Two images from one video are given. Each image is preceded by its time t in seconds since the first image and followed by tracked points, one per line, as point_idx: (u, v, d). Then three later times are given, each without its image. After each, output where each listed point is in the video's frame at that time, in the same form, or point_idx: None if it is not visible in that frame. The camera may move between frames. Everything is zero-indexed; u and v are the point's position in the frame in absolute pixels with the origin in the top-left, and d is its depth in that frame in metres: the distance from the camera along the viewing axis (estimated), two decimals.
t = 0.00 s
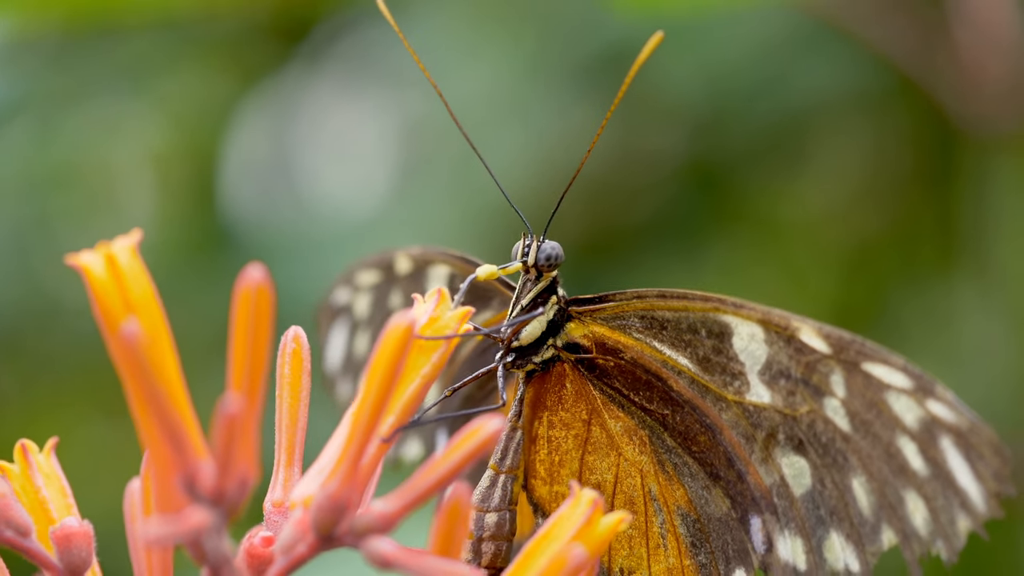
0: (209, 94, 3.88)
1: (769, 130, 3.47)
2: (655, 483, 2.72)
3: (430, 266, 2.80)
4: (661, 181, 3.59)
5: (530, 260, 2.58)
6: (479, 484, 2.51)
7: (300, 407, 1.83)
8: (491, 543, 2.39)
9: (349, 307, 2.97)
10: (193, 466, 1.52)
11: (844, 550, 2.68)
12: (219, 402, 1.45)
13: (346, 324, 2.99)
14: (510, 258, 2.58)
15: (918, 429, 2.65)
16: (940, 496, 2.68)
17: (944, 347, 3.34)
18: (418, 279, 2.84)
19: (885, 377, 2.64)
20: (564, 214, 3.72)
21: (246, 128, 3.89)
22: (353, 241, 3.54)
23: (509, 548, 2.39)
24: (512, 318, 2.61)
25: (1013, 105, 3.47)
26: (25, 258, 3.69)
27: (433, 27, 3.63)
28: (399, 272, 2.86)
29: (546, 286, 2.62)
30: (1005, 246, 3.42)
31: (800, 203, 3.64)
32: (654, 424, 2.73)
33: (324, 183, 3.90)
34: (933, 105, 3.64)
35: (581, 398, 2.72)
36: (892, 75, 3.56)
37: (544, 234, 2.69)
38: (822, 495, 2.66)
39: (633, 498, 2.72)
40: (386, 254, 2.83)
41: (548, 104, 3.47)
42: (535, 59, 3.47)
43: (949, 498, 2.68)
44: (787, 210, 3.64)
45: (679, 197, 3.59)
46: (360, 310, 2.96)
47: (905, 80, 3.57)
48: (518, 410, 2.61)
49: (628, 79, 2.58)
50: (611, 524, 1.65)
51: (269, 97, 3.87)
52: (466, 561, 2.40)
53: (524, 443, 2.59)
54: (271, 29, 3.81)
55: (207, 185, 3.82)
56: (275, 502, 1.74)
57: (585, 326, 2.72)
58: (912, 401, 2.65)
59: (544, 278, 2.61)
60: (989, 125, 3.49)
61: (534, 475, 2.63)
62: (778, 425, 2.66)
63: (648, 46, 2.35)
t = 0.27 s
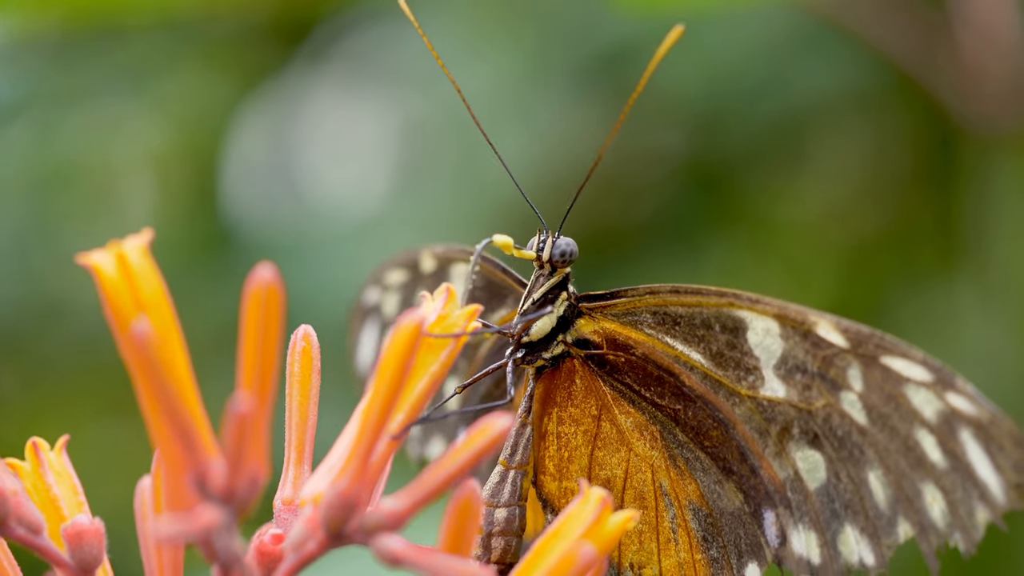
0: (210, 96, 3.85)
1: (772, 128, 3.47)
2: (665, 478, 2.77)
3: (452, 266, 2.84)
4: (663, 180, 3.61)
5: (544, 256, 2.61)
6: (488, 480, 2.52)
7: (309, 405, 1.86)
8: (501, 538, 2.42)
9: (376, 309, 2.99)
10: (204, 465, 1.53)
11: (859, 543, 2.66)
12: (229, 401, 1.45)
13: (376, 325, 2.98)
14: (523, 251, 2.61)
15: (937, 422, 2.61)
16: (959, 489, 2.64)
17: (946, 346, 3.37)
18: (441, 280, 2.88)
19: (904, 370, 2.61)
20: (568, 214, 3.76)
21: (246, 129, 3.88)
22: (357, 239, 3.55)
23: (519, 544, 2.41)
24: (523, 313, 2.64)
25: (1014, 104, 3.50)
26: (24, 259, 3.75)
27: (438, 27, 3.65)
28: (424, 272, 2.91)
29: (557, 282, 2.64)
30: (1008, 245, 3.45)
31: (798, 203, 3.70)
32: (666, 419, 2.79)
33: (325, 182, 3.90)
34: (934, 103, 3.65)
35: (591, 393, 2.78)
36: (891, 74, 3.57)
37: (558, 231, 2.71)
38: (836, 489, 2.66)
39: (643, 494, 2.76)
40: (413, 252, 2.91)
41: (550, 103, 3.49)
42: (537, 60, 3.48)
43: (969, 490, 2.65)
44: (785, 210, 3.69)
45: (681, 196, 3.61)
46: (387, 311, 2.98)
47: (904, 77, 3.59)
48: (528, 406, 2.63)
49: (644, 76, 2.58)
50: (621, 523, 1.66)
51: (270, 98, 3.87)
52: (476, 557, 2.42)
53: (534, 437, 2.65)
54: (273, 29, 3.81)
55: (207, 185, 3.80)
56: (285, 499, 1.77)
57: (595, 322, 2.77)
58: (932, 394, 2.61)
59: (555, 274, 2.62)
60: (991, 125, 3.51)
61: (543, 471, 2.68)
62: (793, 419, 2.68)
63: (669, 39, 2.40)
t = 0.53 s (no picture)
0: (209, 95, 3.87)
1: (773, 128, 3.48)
2: (671, 478, 2.76)
3: (465, 268, 2.87)
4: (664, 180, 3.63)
5: (550, 258, 2.63)
6: (494, 479, 2.54)
7: (317, 400, 1.88)
8: (506, 537, 2.42)
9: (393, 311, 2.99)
10: (212, 459, 1.53)
11: (864, 545, 2.70)
12: (238, 395, 1.46)
13: (392, 327, 2.98)
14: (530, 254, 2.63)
15: (944, 426, 2.66)
16: (966, 493, 2.69)
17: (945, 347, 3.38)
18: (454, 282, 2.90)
19: (911, 375, 2.65)
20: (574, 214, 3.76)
21: (246, 129, 3.91)
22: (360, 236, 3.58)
23: (524, 543, 2.42)
24: (530, 314, 2.66)
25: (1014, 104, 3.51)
26: (26, 258, 3.72)
27: (444, 26, 3.68)
28: (437, 274, 2.92)
29: (563, 284, 2.67)
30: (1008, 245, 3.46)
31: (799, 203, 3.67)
32: (672, 420, 2.78)
33: (326, 185, 3.92)
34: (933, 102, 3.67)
35: (597, 394, 2.79)
36: (891, 71, 3.59)
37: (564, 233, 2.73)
38: (842, 491, 2.69)
39: (648, 494, 2.76)
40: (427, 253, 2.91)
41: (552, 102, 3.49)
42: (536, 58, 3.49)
43: (975, 493, 2.69)
44: (785, 210, 3.67)
45: (683, 195, 3.61)
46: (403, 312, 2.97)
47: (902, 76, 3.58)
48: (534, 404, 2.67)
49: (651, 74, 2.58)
50: (626, 518, 1.67)
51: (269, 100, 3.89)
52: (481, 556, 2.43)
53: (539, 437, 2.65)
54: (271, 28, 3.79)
55: (210, 184, 3.84)
56: (292, 494, 1.78)
57: (602, 323, 2.78)
58: (940, 398, 2.66)
59: (562, 276, 2.66)
60: (990, 123, 3.51)
61: (548, 470, 2.67)
62: (799, 422, 2.70)
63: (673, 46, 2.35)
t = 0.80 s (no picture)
0: (209, 95, 3.85)
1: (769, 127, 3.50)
2: (674, 471, 2.76)
3: (473, 261, 2.84)
4: (663, 176, 3.69)
5: (551, 252, 2.67)
6: (496, 473, 2.54)
7: (319, 396, 1.88)
8: (508, 532, 2.42)
9: (398, 299, 3.02)
10: (216, 455, 1.53)
11: (870, 537, 2.62)
12: (241, 390, 1.45)
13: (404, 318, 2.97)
14: (531, 248, 2.66)
15: (951, 419, 2.61)
16: (973, 485, 2.64)
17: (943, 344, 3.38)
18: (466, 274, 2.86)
19: (918, 369, 2.62)
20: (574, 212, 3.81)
21: (244, 129, 3.88)
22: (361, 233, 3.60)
23: (526, 538, 2.41)
24: (532, 309, 2.70)
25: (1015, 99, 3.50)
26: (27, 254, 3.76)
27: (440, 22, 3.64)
28: (449, 265, 2.88)
29: (566, 278, 2.69)
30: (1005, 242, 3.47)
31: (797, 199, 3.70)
32: (674, 414, 2.79)
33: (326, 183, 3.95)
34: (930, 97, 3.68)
35: (599, 387, 2.79)
36: (890, 69, 3.58)
37: (565, 228, 2.77)
38: (847, 484, 2.63)
39: (651, 487, 2.76)
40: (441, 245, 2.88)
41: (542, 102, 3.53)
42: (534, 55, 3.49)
43: (983, 486, 2.65)
44: (783, 207, 3.68)
45: (681, 192, 3.65)
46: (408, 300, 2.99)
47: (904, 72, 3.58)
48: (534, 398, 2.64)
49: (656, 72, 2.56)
50: (628, 513, 1.69)
51: (268, 96, 3.87)
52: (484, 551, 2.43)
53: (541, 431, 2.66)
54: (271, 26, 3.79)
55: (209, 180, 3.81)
56: (294, 489, 1.78)
57: (604, 318, 2.79)
58: (947, 391, 2.61)
59: (564, 270, 2.68)
60: (983, 119, 3.52)
61: (550, 464, 2.69)
62: (804, 415, 2.65)
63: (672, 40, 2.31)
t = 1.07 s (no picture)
0: (205, 95, 3.85)
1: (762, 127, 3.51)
2: (674, 467, 2.77)
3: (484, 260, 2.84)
4: (657, 175, 3.70)
5: (549, 250, 2.69)
6: (495, 471, 2.54)
7: (318, 393, 1.88)
8: (508, 529, 2.43)
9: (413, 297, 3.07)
10: (215, 453, 1.54)
11: (873, 531, 2.57)
12: (241, 389, 1.45)
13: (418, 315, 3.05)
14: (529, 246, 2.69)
15: (957, 413, 2.52)
16: (978, 477, 2.53)
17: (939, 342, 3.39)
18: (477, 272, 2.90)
19: (923, 362, 2.54)
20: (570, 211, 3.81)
21: (239, 129, 3.89)
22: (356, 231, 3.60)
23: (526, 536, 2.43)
24: (530, 307, 2.72)
25: (1006, 98, 3.52)
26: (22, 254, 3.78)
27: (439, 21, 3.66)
28: (461, 264, 2.92)
29: (563, 276, 2.72)
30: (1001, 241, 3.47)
31: (791, 198, 3.75)
32: (674, 410, 2.79)
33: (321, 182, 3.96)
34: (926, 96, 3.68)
35: (598, 384, 2.81)
36: (886, 69, 3.58)
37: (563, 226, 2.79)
38: (850, 478, 2.59)
39: (651, 483, 2.78)
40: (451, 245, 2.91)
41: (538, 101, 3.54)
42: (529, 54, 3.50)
43: (987, 479, 2.53)
44: (776, 206, 3.72)
45: (676, 190, 3.66)
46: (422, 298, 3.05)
47: (900, 72, 3.58)
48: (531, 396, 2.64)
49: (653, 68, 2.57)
50: (627, 510, 1.69)
51: (262, 96, 3.88)
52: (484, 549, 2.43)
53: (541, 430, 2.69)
54: (264, 25, 3.81)
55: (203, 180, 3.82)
56: (293, 487, 1.79)
57: (603, 315, 2.81)
58: (952, 385, 2.53)
59: (562, 268, 2.71)
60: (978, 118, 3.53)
61: (549, 462, 2.72)
62: (806, 411, 2.64)
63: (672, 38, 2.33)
